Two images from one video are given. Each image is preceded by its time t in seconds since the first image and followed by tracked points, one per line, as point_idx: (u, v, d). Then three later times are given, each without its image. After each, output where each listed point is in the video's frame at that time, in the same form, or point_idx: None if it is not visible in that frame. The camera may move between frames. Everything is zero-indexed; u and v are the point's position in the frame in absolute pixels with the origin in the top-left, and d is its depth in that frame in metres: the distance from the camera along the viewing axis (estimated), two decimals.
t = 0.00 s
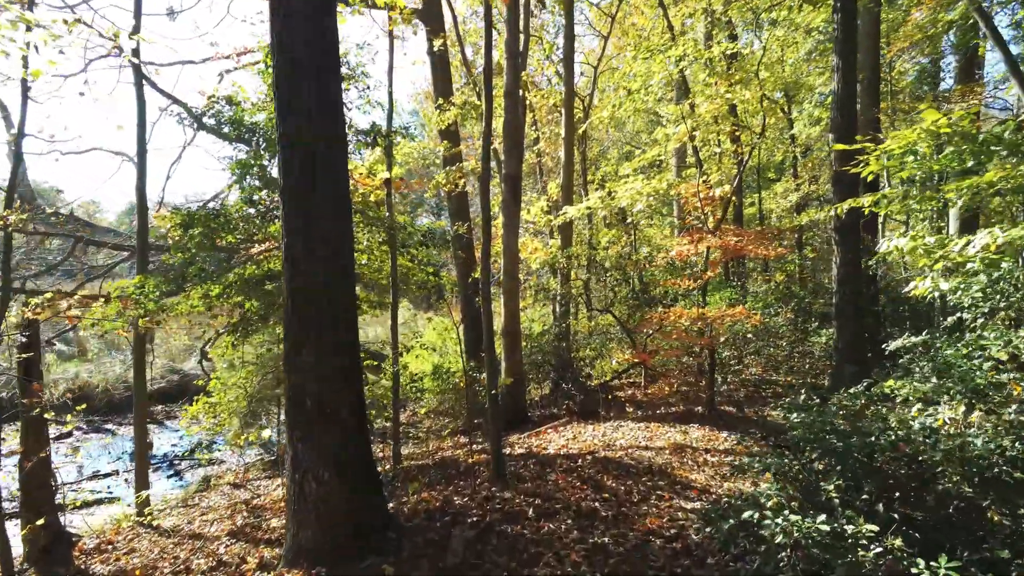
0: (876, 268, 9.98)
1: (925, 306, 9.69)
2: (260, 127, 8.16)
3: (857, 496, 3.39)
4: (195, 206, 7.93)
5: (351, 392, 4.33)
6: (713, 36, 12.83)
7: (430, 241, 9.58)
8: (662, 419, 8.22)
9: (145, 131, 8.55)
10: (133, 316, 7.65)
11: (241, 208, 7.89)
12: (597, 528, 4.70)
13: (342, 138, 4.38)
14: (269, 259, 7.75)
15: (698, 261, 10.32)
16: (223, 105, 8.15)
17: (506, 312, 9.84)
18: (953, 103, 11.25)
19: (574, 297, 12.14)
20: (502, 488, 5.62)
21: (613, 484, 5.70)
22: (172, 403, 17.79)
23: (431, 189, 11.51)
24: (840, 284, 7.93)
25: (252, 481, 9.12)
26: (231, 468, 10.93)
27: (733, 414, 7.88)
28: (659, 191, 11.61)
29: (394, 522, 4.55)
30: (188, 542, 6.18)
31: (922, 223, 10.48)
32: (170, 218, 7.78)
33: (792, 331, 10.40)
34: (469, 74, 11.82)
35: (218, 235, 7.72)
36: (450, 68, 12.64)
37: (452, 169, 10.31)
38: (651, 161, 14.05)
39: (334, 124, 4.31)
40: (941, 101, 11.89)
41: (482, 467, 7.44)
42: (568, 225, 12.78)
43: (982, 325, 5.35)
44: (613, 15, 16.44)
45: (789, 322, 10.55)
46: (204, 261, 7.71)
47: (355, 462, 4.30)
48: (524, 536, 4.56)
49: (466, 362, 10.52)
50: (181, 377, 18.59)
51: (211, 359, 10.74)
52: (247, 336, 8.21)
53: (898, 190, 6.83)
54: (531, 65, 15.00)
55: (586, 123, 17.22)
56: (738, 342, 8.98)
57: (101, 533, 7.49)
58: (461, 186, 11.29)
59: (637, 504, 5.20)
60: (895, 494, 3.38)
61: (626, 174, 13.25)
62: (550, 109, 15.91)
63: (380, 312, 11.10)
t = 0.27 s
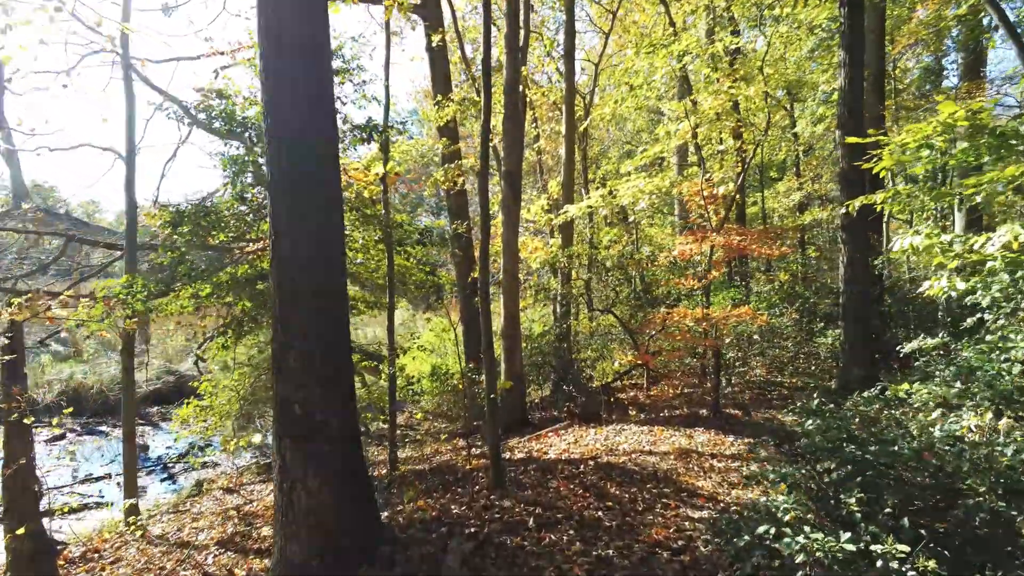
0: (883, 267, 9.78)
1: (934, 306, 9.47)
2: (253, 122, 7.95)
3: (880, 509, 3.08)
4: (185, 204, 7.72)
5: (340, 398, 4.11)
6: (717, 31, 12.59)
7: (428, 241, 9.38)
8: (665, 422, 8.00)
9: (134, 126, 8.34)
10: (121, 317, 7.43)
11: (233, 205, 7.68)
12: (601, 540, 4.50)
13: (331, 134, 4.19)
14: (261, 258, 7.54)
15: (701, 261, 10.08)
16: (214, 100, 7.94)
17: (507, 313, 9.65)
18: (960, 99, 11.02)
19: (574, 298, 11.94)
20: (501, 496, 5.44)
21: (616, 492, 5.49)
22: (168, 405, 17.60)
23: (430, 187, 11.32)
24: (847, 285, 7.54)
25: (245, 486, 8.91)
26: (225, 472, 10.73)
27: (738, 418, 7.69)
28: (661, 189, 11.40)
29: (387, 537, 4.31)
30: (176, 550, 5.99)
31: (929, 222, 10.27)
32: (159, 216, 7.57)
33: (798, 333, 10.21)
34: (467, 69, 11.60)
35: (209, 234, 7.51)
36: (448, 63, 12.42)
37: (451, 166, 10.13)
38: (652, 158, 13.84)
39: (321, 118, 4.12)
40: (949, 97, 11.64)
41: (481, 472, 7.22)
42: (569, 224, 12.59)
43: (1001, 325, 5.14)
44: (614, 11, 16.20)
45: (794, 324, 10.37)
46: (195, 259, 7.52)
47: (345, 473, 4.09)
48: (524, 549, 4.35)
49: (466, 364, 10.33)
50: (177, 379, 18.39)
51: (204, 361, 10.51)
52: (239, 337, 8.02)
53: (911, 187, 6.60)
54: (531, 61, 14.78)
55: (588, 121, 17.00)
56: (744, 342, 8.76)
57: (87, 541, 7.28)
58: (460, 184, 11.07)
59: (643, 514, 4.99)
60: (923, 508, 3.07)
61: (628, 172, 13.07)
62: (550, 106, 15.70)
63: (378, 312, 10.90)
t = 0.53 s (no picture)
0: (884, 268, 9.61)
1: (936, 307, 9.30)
2: (238, 117, 7.70)
3: (900, 524, 2.84)
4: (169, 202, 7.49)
5: (326, 406, 3.88)
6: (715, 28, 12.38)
7: (421, 241, 9.15)
8: (664, 426, 7.81)
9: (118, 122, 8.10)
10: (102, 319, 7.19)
11: (218, 203, 7.44)
12: (600, 554, 4.30)
13: (316, 125, 3.97)
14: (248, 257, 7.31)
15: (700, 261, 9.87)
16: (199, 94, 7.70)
17: (502, 314, 9.44)
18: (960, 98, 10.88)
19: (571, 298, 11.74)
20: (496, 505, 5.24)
21: (615, 500, 5.29)
22: (157, 406, 17.30)
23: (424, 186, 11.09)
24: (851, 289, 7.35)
25: (233, 492, 8.68)
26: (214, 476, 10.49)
27: (738, 422, 7.51)
28: (658, 188, 11.20)
29: (376, 551, 4.08)
30: (158, 561, 5.77)
31: (929, 221, 10.11)
32: (142, 213, 7.32)
33: (798, 334, 10.04)
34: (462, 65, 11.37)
35: (193, 232, 7.27)
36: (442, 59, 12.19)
37: (445, 164, 9.91)
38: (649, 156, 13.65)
39: (306, 109, 3.89)
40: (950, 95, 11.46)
41: (476, 478, 7.01)
42: (565, 224, 12.38)
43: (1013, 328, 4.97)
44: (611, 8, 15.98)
45: (794, 326, 10.19)
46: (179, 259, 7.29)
47: (331, 483, 3.86)
48: (519, 563, 4.16)
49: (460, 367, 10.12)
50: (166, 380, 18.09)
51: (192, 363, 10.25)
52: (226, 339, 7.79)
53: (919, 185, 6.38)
54: (526, 58, 14.56)
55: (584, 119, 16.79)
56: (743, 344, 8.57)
57: (67, 551, 7.04)
58: (454, 182, 10.85)
59: (643, 524, 4.79)
60: (947, 522, 2.82)
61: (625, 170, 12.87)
62: (546, 104, 15.48)
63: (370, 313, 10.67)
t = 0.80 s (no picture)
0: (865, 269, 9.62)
1: (915, 307, 9.30)
2: (204, 109, 7.33)
3: (903, 540, 2.69)
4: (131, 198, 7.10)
5: (292, 413, 3.56)
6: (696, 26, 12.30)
7: (397, 240, 8.87)
8: (646, 429, 7.65)
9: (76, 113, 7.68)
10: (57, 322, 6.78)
11: (183, 200, 7.08)
12: (582, 568, 4.09)
13: (283, 114, 3.68)
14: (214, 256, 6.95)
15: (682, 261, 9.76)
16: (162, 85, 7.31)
17: (481, 315, 9.20)
18: (936, 99, 10.94)
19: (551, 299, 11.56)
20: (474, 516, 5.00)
21: (598, 509, 5.09)
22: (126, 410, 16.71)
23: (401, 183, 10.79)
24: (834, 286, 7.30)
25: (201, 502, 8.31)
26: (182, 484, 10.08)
27: (722, 424, 7.40)
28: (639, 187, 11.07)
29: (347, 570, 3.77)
30: None
31: (907, 221, 10.15)
32: (102, 210, 6.94)
33: (779, 335, 10.01)
34: (440, 60, 11.09)
35: (156, 230, 6.90)
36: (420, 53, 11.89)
37: (422, 161, 9.63)
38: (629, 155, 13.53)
39: (271, 95, 3.61)
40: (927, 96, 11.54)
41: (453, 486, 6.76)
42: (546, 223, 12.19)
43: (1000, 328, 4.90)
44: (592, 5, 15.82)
45: (775, 326, 10.16)
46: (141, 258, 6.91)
47: (297, 500, 3.53)
48: None
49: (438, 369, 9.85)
50: (136, 382, 17.49)
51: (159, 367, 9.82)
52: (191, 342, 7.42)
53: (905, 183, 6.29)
54: (506, 54, 14.33)
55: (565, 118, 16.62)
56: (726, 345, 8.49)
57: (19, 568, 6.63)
58: (432, 179, 10.57)
59: (628, 535, 4.59)
60: (950, 537, 2.68)
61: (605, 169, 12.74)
62: (527, 101, 15.27)
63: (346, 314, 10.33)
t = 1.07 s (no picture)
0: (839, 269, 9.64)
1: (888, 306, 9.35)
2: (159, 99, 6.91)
3: (900, 558, 2.56)
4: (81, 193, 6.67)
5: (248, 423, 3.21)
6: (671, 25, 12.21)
7: (367, 238, 8.53)
8: (624, 432, 7.49)
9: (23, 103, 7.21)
10: None
11: (137, 196, 6.67)
12: None
13: (238, 94, 3.30)
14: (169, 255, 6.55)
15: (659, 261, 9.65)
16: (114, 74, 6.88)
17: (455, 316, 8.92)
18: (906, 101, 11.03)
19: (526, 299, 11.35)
20: (445, 528, 4.76)
21: (575, 519, 4.88)
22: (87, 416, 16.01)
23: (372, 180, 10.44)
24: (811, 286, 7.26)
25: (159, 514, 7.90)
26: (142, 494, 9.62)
27: (699, 426, 7.29)
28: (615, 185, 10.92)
29: None
30: None
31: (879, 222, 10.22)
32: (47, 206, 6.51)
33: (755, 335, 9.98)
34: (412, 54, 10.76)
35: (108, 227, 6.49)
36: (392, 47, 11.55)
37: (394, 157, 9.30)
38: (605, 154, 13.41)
39: (227, 72, 3.24)
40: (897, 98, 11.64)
41: (424, 494, 6.49)
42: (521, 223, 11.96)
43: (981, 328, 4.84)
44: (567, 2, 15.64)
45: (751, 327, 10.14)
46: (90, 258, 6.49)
47: (254, 520, 3.17)
48: None
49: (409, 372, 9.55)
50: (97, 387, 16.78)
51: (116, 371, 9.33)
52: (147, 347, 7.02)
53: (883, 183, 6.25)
54: (480, 50, 14.07)
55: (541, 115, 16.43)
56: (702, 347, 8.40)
57: None
58: (404, 176, 10.25)
59: (608, 546, 4.40)
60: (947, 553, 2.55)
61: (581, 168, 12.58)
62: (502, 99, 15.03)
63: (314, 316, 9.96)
